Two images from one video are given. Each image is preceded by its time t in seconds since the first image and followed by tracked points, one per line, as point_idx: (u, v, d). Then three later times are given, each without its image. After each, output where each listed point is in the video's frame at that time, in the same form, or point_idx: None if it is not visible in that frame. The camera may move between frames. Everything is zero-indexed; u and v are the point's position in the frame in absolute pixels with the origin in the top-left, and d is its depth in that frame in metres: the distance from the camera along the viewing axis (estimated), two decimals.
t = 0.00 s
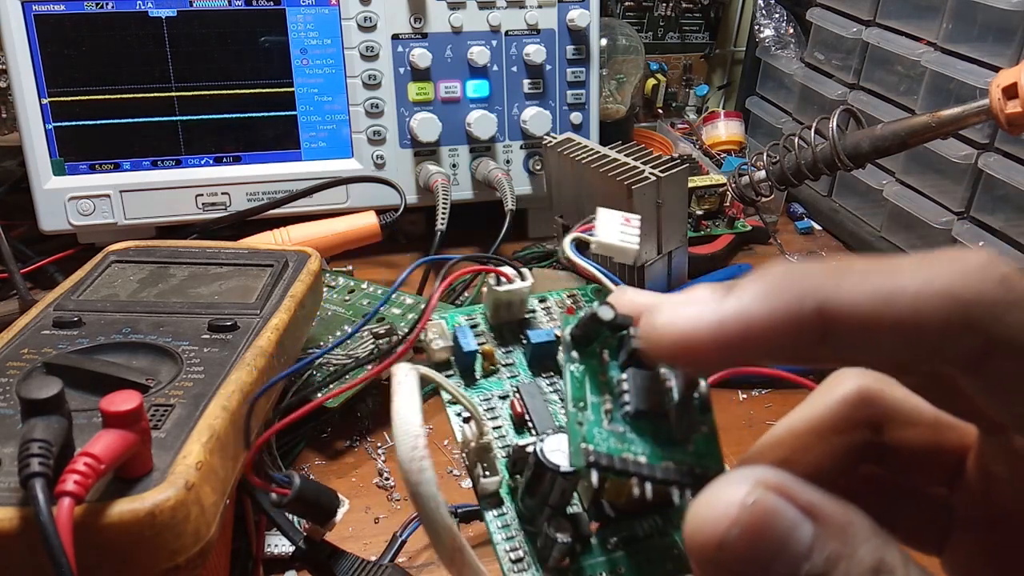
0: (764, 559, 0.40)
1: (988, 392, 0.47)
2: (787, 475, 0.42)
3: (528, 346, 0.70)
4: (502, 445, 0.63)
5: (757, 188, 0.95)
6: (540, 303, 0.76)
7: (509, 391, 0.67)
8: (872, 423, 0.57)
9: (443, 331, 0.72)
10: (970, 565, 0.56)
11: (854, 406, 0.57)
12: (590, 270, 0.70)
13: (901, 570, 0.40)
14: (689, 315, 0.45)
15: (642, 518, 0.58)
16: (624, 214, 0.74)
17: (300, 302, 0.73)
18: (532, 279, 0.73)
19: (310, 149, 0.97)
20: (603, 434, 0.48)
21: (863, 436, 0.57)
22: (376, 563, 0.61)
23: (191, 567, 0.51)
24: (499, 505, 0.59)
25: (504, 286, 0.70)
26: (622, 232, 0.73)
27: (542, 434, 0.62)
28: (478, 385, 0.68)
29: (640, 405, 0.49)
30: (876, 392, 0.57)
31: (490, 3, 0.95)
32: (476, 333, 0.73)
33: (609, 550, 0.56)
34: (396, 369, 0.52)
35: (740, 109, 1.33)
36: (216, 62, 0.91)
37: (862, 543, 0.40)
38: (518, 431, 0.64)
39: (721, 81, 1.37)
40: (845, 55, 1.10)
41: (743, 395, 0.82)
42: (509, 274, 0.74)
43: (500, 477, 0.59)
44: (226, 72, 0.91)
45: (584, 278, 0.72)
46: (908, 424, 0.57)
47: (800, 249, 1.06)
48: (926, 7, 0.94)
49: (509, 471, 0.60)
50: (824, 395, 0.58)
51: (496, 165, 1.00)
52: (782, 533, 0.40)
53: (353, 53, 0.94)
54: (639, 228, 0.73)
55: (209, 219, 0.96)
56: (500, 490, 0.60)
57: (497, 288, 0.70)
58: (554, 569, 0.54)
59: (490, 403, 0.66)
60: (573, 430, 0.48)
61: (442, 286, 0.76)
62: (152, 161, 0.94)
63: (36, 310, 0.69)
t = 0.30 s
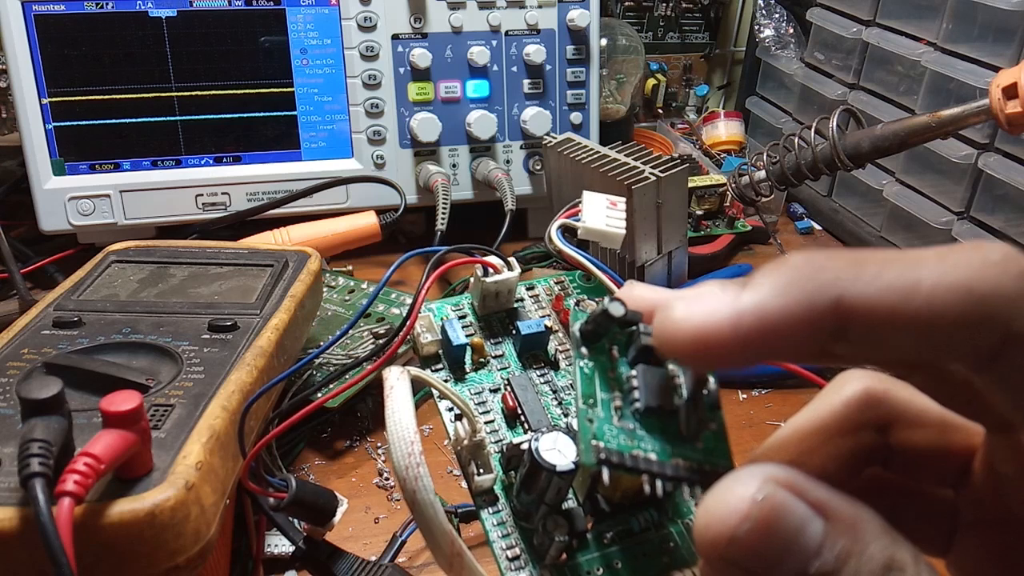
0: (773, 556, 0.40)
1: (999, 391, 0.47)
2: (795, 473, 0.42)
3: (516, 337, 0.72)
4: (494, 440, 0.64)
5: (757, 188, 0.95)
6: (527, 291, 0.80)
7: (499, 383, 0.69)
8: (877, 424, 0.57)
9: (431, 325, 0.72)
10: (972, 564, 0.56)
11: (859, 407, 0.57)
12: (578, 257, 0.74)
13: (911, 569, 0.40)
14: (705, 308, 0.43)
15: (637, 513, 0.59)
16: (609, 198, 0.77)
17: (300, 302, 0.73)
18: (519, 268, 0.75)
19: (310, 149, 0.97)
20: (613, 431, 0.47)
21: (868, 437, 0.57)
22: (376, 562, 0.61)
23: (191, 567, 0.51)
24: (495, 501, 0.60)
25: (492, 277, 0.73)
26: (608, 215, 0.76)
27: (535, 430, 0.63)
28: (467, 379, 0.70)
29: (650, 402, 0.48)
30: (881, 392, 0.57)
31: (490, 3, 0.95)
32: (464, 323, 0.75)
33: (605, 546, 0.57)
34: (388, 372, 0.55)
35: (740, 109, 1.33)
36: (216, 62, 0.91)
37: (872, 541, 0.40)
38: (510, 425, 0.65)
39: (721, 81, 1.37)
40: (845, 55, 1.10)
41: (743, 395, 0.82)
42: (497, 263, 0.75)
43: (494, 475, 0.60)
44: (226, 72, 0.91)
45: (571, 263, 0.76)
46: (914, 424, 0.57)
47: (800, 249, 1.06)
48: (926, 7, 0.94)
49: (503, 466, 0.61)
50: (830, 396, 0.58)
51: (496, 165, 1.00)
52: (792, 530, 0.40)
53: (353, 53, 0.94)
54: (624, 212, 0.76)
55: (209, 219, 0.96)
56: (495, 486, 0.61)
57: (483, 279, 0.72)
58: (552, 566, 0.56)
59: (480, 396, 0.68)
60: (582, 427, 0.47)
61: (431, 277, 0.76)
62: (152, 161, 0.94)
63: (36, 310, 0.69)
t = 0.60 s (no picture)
0: (777, 557, 0.40)
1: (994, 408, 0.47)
2: (800, 474, 0.42)
3: (515, 336, 0.72)
4: (494, 439, 0.64)
5: (757, 188, 0.95)
6: (527, 289, 0.80)
7: (498, 382, 0.69)
8: (881, 427, 0.57)
9: (430, 323, 0.72)
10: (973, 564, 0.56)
11: (862, 409, 0.57)
12: (577, 256, 0.74)
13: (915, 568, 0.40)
14: (702, 338, 0.42)
15: (636, 513, 0.59)
16: (609, 196, 0.77)
17: (300, 301, 0.73)
18: (519, 267, 0.74)
19: (310, 149, 0.97)
20: (617, 434, 0.47)
21: (871, 441, 0.57)
22: (376, 563, 0.61)
23: (191, 567, 0.51)
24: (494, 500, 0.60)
25: (491, 276, 0.73)
26: (608, 212, 0.76)
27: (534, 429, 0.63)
28: (466, 378, 0.70)
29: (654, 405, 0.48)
30: (882, 396, 0.57)
31: (490, 3, 0.95)
32: (464, 322, 0.75)
33: (604, 545, 0.57)
34: (386, 374, 0.55)
35: (740, 109, 1.33)
36: (215, 62, 0.91)
37: (876, 542, 0.41)
38: (510, 424, 0.65)
39: (721, 81, 1.37)
40: (845, 55, 1.10)
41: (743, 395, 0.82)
42: (496, 262, 0.75)
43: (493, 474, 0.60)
44: (226, 72, 0.91)
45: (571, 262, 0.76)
46: (917, 427, 0.57)
47: (799, 249, 1.06)
48: (926, 6, 0.94)
49: (502, 466, 0.61)
50: (832, 398, 0.58)
51: (496, 165, 1.00)
52: (796, 531, 0.40)
53: (353, 53, 0.94)
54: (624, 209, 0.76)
55: (209, 219, 0.96)
56: (494, 486, 0.61)
57: (483, 278, 0.72)
58: (551, 565, 0.56)
59: (479, 396, 0.68)
60: (587, 431, 0.47)
61: (431, 275, 0.76)
62: (152, 161, 0.94)
63: (36, 310, 0.69)
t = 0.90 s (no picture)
0: (785, 548, 0.40)
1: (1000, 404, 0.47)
2: (808, 467, 0.42)
3: (515, 337, 0.72)
4: (494, 440, 0.64)
5: (757, 188, 0.95)
6: (526, 290, 0.80)
7: (498, 383, 0.69)
8: (882, 426, 0.57)
9: (430, 324, 0.72)
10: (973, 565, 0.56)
11: (863, 410, 0.57)
12: (577, 257, 0.74)
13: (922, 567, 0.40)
14: (710, 299, 0.43)
15: (636, 513, 0.59)
16: (608, 197, 0.76)
17: (300, 301, 0.73)
18: (518, 268, 0.74)
19: (310, 149, 0.97)
20: (622, 426, 0.47)
21: (873, 440, 0.57)
22: (376, 563, 0.61)
23: (191, 567, 0.51)
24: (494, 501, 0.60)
25: (491, 277, 0.73)
26: (607, 214, 0.76)
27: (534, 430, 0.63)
28: (466, 379, 0.70)
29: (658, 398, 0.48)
30: (884, 395, 0.57)
31: (490, 3, 0.95)
32: (463, 323, 0.75)
33: (604, 546, 0.57)
34: (387, 373, 0.55)
35: (740, 109, 1.33)
36: (215, 62, 0.91)
37: (883, 535, 0.40)
38: (509, 425, 0.65)
39: (720, 81, 1.37)
40: (845, 55, 1.10)
41: (743, 395, 0.82)
42: (496, 263, 0.75)
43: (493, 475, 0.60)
44: (226, 72, 0.91)
45: (570, 263, 0.76)
46: (917, 427, 0.57)
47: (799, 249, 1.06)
48: (927, 6, 0.94)
49: (502, 467, 0.61)
50: (832, 399, 0.58)
51: (496, 165, 1.00)
52: (804, 521, 0.40)
53: (353, 53, 0.94)
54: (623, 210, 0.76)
55: (208, 219, 0.96)
56: (494, 486, 0.61)
57: (482, 278, 0.73)
58: (551, 566, 0.56)
59: (479, 397, 0.68)
60: (593, 423, 0.46)
61: (430, 276, 0.76)
62: (152, 161, 0.94)
63: (36, 310, 0.69)
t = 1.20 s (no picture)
0: (782, 556, 0.40)
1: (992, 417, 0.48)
2: (806, 474, 0.42)
3: (515, 337, 0.72)
4: (494, 441, 0.64)
5: (757, 188, 0.95)
6: (526, 290, 0.80)
7: (498, 383, 0.69)
8: (883, 427, 0.57)
9: (430, 324, 0.72)
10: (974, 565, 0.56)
11: (864, 411, 0.57)
12: (577, 257, 0.74)
13: (919, 570, 0.40)
14: (700, 340, 0.42)
15: (637, 514, 0.59)
16: (610, 197, 0.77)
17: (300, 302, 0.73)
18: (519, 268, 0.74)
19: (310, 149, 0.97)
20: (619, 436, 0.46)
21: (875, 442, 0.57)
22: (376, 563, 0.61)
23: (191, 568, 0.51)
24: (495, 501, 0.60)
25: (492, 277, 0.73)
26: (608, 214, 0.76)
27: (535, 430, 0.63)
28: (467, 379, 0.70)
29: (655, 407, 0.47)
30: (885, 397, 0.57)
31: (490, 3, 0.95)
32: (464, 322, 0.75)
33: (604, 546, 0.57)
34: (386, 374, 0.55)
35: (740, 109, 1.33)
36: (215, 62, 0.91)
37: (880, 543, 0.40)
38: (510, 425, 0.65)
39: (720, 81, 1.37)
40: (845, 55, 1.10)
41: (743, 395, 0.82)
42: (496, 263, 0.75)
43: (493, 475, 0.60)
44: (226, 72, 0.91)
45: (571, 263, 0.76)
46: (917, 429, 0.57)
47: (800, 249, 1.06)
48: (927, 7, 0.94)
49: (501, 467, 0.61)
50: (832, 402, 0.58)
51: (496, 165, 1.00)
52: (801, 531, 0.40)
53: (353, 53, 0.94)
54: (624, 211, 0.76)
55: (208, 219, 0.96)
56: (494, 486, 0.61)
57: (483, 278, 0.72)
58: (551, 566, 0.56)
59: (479, 397, 0.68)
60: (590, 434, 0.47)
61: (431, 276, 0.76)
62: (152, 161, 0.94)
63: (36, 310, 0.69)
